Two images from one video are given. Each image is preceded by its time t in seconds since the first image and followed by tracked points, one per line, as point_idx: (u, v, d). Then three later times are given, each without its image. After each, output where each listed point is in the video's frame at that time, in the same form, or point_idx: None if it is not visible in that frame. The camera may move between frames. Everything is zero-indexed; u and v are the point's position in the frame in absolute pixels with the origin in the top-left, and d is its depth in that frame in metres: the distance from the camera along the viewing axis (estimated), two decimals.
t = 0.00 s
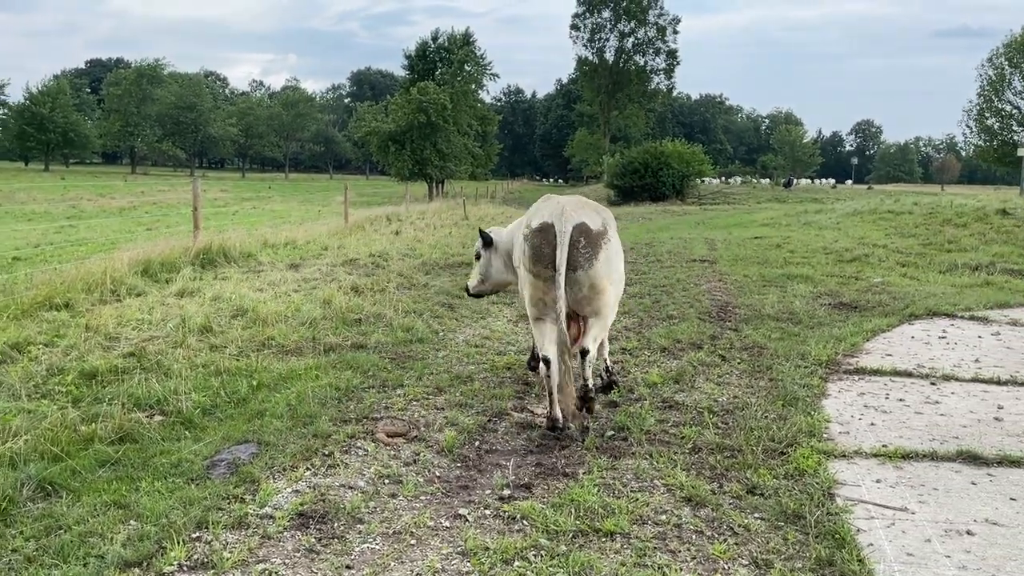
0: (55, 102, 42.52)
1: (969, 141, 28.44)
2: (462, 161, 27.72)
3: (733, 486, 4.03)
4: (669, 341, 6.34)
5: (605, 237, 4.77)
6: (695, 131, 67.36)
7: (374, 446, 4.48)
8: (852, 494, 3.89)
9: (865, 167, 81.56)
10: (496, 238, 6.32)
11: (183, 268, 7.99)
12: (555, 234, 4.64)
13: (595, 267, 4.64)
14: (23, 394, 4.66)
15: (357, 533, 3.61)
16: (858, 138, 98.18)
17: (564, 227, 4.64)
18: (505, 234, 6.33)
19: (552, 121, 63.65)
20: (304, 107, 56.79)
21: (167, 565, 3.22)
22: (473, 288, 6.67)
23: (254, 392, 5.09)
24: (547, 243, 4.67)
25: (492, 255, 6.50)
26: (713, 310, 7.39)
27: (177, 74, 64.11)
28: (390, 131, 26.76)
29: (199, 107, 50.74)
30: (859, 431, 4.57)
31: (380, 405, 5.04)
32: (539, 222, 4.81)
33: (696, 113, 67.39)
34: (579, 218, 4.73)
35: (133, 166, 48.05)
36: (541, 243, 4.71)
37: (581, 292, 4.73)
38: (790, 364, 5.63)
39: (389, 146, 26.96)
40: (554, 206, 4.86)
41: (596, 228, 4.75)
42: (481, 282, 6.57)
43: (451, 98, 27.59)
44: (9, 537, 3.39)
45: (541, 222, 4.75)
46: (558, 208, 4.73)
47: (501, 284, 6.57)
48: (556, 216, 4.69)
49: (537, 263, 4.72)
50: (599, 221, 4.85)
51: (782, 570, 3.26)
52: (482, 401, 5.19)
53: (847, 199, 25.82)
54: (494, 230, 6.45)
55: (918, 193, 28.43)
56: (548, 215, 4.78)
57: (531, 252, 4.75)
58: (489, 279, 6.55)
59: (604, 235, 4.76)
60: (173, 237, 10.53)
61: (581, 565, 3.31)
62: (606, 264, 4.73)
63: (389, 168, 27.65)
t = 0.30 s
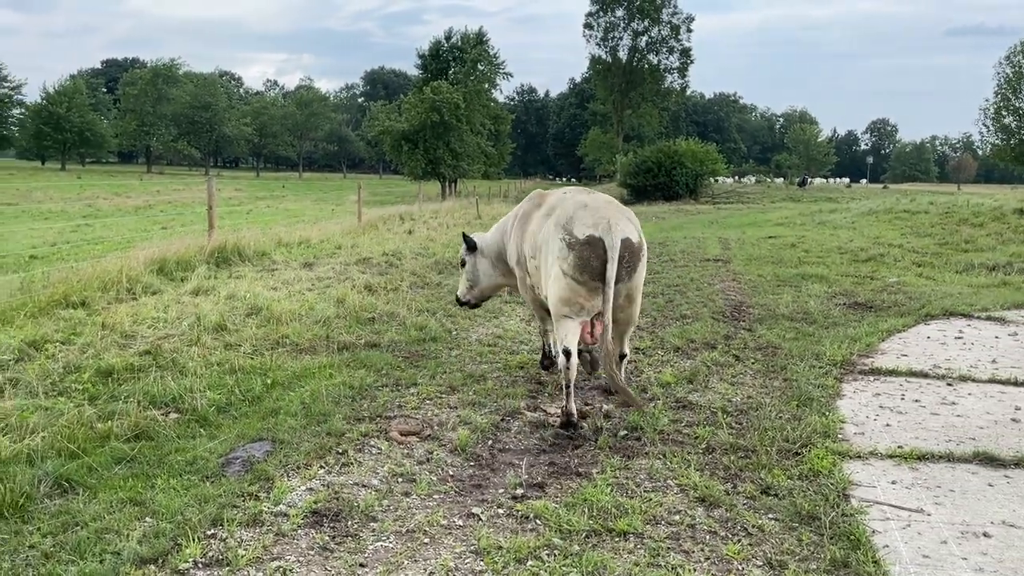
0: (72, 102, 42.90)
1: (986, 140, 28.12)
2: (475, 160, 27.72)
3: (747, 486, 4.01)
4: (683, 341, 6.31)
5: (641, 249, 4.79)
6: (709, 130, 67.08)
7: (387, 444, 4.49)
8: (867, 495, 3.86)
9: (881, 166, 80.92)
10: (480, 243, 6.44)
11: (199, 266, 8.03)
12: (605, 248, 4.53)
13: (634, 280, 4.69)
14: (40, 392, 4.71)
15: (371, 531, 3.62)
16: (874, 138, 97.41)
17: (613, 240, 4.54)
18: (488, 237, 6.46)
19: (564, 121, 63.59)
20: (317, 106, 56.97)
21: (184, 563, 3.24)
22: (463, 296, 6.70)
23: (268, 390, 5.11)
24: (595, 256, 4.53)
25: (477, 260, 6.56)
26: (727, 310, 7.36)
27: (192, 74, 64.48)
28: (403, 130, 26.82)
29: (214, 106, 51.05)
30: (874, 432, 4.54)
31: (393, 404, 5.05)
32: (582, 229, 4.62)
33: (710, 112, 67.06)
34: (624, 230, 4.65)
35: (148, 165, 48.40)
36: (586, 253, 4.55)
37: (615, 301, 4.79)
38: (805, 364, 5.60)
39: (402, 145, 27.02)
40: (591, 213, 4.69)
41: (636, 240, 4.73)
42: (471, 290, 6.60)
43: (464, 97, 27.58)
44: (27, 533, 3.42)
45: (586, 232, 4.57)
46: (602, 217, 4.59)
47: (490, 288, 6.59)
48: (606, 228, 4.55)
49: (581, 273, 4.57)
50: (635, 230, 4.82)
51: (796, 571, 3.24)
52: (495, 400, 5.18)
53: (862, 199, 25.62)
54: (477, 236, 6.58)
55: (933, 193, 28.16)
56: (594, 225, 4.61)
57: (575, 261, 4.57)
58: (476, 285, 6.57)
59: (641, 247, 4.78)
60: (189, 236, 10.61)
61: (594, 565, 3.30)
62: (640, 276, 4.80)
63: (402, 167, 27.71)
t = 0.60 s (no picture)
0: (96, 101, 43.40)
1: (1011, 139, 27.69)
2: (494, 159, 27.72)
3: (768, 486, 3.99)
4: (703, 341, 6.28)
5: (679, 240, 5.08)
6: (730, 129, 66.64)
7: (408, 442, 4.50)
8: (890, 496, 3.83)
9: (904, 165, 79.93)
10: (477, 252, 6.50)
11: (221, 264, 8.10)
12: (659, 241, 4.75)
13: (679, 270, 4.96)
14: (66, 387, 4.78)
15: (392, 528, 3.64)
16: (897, 137, 96.27)
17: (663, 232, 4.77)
18: (485, 243, 6.53)
19: (584, 119, 63.50)
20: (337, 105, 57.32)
21: (206, 558, 3.27)
22: (470, 304, 6.69)
23: (289, 387, 5.15)
24: (650, 249, 4.73)
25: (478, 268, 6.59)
26: (747, 309, 7.31)
27: (214, 73, 65.09)
28: (423, 129, 26.90)
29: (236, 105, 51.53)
30: (897, 433, 4.50)
31: (413, 402, 5.06)
32: (633, 224, 4.79)
33: (731, 111, 66.58)
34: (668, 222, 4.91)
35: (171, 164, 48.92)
36: (641, 247, 4.74)
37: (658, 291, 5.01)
38: (827, 365, 5.56)
39: (422, 144, 27.11)
40: (634, 209, 4.88)
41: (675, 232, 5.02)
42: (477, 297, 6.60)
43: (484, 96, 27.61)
44: (52, 527, 3.47)
45: (639, 226, 4.75)
46: (650, 212, 4.80)
47: (497, 292, 6.59)
48: (658, 222, 4.77)
49: (637, 266, 4.73)
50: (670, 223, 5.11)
51: (818, 572, 3.22)
52: (514, 399, 5.18)
53: (884, 198, 25.31)
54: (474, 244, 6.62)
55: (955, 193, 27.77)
56: (644, 219, 4.81)
57: (630, 255, 4.72)
58: (482, 291, 6.58)
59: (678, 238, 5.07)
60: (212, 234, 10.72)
61: (614, 564, 3.30)
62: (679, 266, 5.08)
63: (421, 165, 27.81)
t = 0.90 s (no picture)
0: (148, 100, 44.37)
1: None
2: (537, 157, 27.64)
3: (814, 488, 3.94)
4: (747, 341, 6.21)
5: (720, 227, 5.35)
6: (775, 126, 65.55)
7: (450, 438, 4.53)
8: (941, 501, 3.75)
9: (955, 163, 77.60)
10: (507, 266, 6.51)
11: (268, 260, 8.25)
12: (708, 227, 4.99)
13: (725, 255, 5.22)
14: (119, 379, 4.92)
15: (434, 522, 3.67)
16: (949, 134, 93.55)
17: (712, 219, 5.01)
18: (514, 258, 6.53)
19: (626, 116, 63.18)
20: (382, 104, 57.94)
21: (253, 548, 3.33)
22: (508, 325, 6.41)
23: (334, 381, 5.22)
24: (699, 235, 4.96)
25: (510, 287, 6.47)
26: (793, 309, 7.21)
27: (261, 72, 66.13)
28: (466, 126, 27.01)
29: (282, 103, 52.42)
30: (948, 436, 4.40)
31: (456, 397, 5.10)
32: (681, 213, 5.01)
33: (776, 108, 65.54)
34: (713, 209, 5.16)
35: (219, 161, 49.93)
36: (691, 233, 4.95)
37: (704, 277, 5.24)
38: (875, 366, 5.46)
39: (465, 141, 27.22)
40: (681, 197, 5.10)
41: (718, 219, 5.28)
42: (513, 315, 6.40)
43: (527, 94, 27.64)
44: (106, 515, 3.57)
45: (688, 214, 4.97)
46: (698, 200, 5.03)
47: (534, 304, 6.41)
48: (705, 209, 5.02)
49: (687, 253, 4.95)
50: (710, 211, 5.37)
51: None
52: (556, 396, 5.18)
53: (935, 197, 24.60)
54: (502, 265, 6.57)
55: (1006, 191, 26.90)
56: (691, 207, 5.04)
57: (681, 242, 4.94)
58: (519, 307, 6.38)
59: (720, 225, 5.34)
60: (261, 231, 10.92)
61: (657, 563, 3.29)
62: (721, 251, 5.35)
63: (464, 163, 27.97)
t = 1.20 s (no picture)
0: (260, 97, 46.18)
1: None
2: (634, 150, 27.48)
3: (929, 495, 3.79)
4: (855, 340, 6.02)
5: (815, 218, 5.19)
6: (886, 118, 62.46)
7: (551, 429, 4.59)
8: None
9: None
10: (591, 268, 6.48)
11: (373, 252, 8.52)
12: (801, 220, 4.85)
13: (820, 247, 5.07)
14: (236, 362, 5.18)
15: (537, 512, 3.72)
16: None
17: (805, 212, 4.87)
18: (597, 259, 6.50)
19: (729, 108, 61.83)
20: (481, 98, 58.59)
21: (365, 528, 3.46)
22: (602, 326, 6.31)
23: (438, 370, 5.35)
24: (792, 229, 4.83)
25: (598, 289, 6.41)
26: (905, 309, 6.93)
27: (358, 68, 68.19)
28: (563, 120, 27.17)
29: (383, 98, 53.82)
30: None
31: (557, 390, 5.15)
32: (772, 206, 4.89)
33: (889, 99, 62.56)
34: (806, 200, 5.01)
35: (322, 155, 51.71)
36: (784, 227, 4.83)
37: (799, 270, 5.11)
38: (998, 370, 5.19)
39: (563, 135, 27.42)
40: (772, 189, 4.97)
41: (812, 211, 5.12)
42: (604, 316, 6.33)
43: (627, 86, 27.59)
44: (226, 491, 3.75)
45: (780, 207, 4.84)
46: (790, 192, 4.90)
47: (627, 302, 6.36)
48: (798, 202, 4.88)
49: (779, 247, 4.84)
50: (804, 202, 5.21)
51: None
52: (654, 392, 5.15)
53: None
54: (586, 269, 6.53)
55: None
56: (783, 199, 4.91)
57: (772, 236, 4.83)
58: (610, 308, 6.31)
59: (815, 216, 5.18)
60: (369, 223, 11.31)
61: (762, 564, 3.24)
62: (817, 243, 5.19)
63: (562, 157, 28.13)
